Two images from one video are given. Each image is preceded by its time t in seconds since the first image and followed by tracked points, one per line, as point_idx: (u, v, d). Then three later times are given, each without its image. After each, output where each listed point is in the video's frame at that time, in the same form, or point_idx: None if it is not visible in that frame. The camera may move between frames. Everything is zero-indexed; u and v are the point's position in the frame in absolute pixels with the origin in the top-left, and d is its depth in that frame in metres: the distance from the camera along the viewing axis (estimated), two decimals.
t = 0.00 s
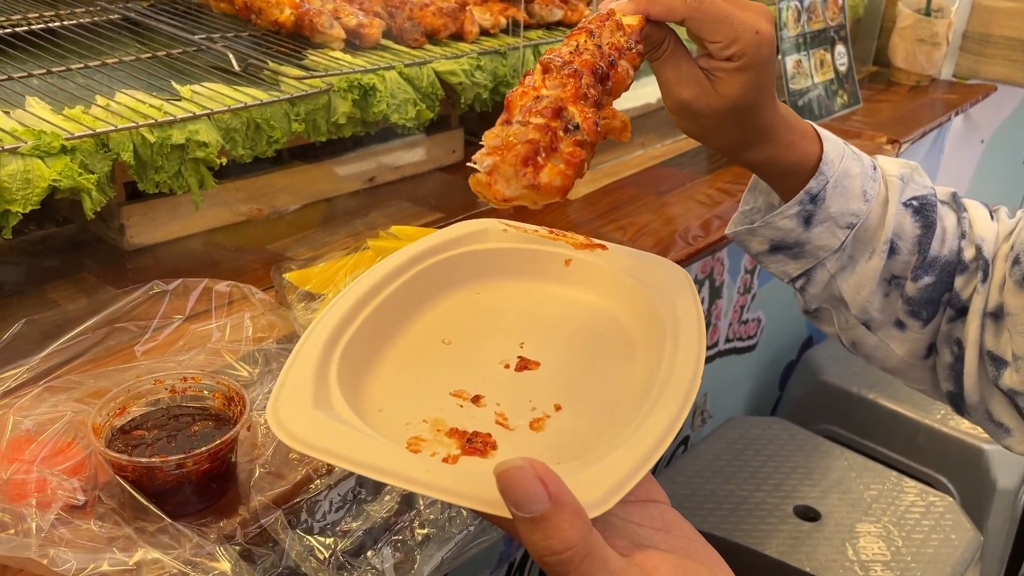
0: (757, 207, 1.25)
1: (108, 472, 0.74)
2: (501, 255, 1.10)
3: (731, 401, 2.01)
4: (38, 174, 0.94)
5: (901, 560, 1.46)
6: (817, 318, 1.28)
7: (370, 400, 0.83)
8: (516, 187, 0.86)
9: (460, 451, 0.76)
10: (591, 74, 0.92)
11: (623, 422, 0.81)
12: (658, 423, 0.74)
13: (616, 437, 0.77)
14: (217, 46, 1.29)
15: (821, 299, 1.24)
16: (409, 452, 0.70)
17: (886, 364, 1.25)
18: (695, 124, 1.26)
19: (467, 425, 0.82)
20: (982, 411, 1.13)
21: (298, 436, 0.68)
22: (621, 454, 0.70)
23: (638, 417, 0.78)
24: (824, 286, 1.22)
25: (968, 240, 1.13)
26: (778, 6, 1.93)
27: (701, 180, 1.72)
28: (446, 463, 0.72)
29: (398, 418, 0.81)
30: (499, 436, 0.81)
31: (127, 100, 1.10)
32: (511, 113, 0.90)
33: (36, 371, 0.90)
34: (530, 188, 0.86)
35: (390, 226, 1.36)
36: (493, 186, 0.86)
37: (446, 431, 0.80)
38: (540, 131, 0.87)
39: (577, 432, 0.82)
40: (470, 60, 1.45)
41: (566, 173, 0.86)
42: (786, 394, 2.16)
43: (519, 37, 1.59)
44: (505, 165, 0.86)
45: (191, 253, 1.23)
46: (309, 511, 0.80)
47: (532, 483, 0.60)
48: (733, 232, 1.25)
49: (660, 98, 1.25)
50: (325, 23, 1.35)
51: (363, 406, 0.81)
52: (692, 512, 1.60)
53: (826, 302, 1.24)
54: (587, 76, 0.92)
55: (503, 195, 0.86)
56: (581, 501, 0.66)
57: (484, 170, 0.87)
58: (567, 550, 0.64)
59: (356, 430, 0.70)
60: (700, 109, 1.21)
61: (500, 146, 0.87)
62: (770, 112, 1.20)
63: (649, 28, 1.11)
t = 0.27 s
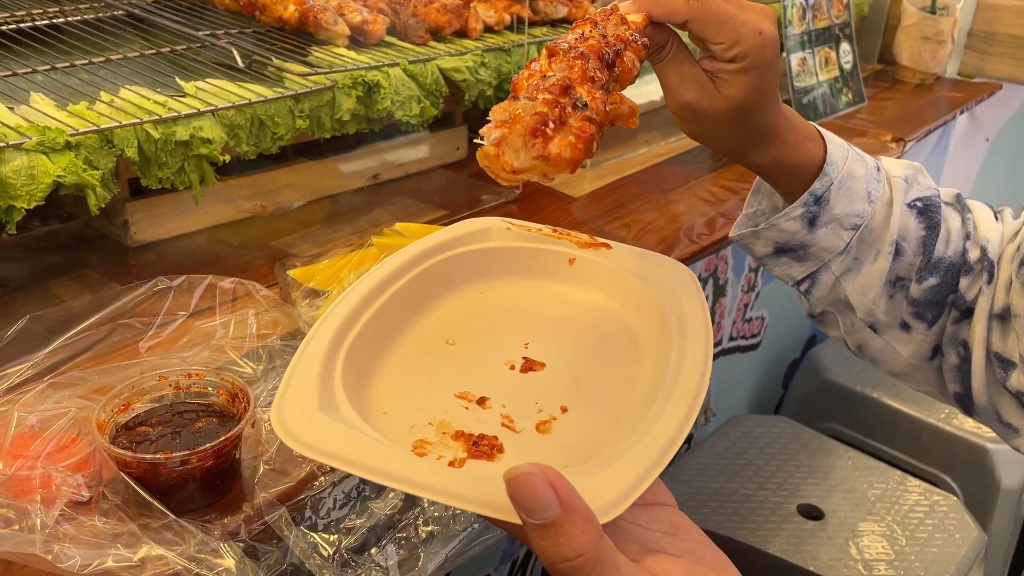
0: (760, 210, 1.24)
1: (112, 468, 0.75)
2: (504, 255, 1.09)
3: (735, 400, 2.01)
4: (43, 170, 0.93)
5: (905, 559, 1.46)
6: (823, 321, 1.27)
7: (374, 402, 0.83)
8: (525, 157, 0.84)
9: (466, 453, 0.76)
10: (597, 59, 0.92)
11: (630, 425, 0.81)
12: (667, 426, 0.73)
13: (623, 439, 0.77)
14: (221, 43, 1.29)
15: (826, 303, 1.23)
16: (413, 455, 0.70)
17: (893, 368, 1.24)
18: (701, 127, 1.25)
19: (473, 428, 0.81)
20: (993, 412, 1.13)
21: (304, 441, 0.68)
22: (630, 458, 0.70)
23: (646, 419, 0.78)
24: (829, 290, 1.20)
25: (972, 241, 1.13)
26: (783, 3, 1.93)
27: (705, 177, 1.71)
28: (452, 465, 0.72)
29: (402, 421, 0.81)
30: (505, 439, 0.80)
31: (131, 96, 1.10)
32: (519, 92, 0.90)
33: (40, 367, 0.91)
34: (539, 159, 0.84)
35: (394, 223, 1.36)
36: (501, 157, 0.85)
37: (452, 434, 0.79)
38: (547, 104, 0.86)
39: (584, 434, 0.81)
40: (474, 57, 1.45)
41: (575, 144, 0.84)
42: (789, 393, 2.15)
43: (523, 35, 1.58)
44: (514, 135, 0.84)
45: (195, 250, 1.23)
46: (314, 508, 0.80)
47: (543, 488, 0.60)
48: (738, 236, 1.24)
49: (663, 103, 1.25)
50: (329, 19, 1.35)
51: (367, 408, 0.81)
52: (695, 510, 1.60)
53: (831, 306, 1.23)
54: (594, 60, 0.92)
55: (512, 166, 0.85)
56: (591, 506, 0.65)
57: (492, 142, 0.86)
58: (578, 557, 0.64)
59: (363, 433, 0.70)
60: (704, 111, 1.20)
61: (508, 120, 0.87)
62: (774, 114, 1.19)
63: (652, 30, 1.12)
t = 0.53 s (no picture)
0: (768, 212, 1.23)
1: (117, 464, 0.75)
2: (509, 255, 1.09)
3: (739, 397, 2.01)
4: (48, 165, 0.94)
5: (909, 557, 1.46)
6: (829, 323, 1.27)
7: (382, 403, 0.82)
8: (534, 170, 0.85)
9: (475, 456, 0.77)
10: (612, 69, 0.92)
11: (639, 426, 0.80)
12: (677, 428, 0.73)
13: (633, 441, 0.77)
14: (227, 39, 1.29)
15: (834, 304, 1.23)
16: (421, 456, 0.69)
17: (900, 372, 1.24)
18: (713, 128, 1.25)
19: (481, 429, 0.81)
20: (1006, 417, 1.12)
21: (313, 442, 0.68)
22: (641, 459, 0.69)
23: (655, 420, 0.77)
24: (837, 291, 1.20)
25: (983, 247, 1.12)
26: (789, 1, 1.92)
27: (710, 175, 1.71)
28: (461, 467, 0.73)
29: (410, 421, 0.81)
30: (513, 440, 0.80)
31: (137, 92, 1.10)
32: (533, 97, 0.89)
33: (46, 362, 0.91)
34: (548, 173, 0.84)
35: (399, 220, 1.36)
36: (511, 168, 0.85)
37: (461, 435, 0.80)
38: (563, 118, 0.86)
39: (593, 435, 0.81)
40: (480, 54, 1.44)
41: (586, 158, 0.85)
42: (793, 391, 2.15)
43: (529, 31, 1.57)
44: (526, 148, 0.85)
45: (199, 246, 1.23)
46: (318, 504, 0.81)
47: (556, 491, 0.60)
48: (745, 238, 1.24)
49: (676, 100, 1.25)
50: (334, 16, 1.34)
51: (375, 409, 0.81)
52: (699, 508, 1.59)
53: (839, 308, 1.23)
54: (609, 68, 0.92)
55: (520, 177, 0.85)
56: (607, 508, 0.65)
57: (504, 150, 0.86)
58: (591, 561, 0.64)
59: (372, 435, 0.70)
60: (717, 112, 1.20)
61: (520, 128, 0.87)
62: (788, 116, 1.17)
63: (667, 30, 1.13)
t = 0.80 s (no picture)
0: (775, 212, 1.24)
1: (119, 461, 0.75)
2: (510, 257, 1.09)
3: (741, 395, 2.00)
4: (50, 162, 0.93)
5: (911, 556, 1.45)
6: (835, 324, 1.27)
7: (385, 407, 0.82)
8: (522, 186, 0.89)
9: (477, 459, 0.76)
10: (617, 82, 0.93)
11: (641, 428, 0.80)
12: (680, 431, 0.73)
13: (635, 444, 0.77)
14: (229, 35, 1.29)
15: (840, 305, 1.22)
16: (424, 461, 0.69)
17: (904, 374, 1.24)
18: (722, 126, 1.21)
19: (483, 432, 0.81)
20: (1007, 422, 1.13)
21: (315, 446, 0.68)
22: (644, 463, 0.69)
23: (657, 423, 0.77)
24: (843, 292, 1.20)
25: (991, 250, 1.12)
26: None
27: (713, 173, 1.70)
28: (464, 473, 0.72)
29: (412, 425, 0.81)
30: (515, 443, 0.80)
31: (140, 89, 1.10)
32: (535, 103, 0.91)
33: (48, 359, 0.91)
34: (537, 191, 0.89)
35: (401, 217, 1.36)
36: (503, 180, 0.89)
37: (462, 439, 0.79)
38: (559, 137, 0.89)
39: (594, 438, 0.81)
40: (482, 51, 1.44)
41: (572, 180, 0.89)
42: (796, 389, 2.15)
43: (532, 28, 1.57)
44: (520, 162, 0.88)
45: (201, 243, 1.23)
46: (320, 502, 0.80)
47: (558, 499, 0.60)
48: (754, 235, 1.24)
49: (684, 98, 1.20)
50: (337, 12, 1.34)
51: (377, 412, 0.81)
52: (701, 506, 1.59)
53: (845, 308, 1.23)
54: (613, 82, 0.93)
55: (509, 191, 0.89)
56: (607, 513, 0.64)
57: (499, 160, 0.90)
58: (593, 566, 0.63)
59: (374, 440, 0.69)
60: (728, 109, 1.16)
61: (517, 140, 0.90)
62: (798, 114, 1.16)
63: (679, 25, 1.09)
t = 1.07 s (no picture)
0: (763, 208, 1.25)
1: (120, 458, 0.75)
2: (496, 259, 1.09)
3: (742, 394, 2.01)
4: (53, 161, 0.94)
5: (911, 555, 1.46)
6: (823, 320, 1.27)
7: (370, 409, 0.82)
8: (501, 167, 0.91)
9: (462, 462, 0.76)
10: (603, 75, 0.95)
11: (626, 428, 0.80)
12: (664, 430, 0.73)
13: (621, 445, 0.77)
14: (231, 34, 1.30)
15: (829, 302, 1.23)
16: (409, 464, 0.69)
17: (893, 371, 1.25)
18: (711, 122, 1.21)
19: (469, 434, 0.81)
20: (997, 420, 1.12)
21: (298, 451, 0.68)
22: (628, 463, 0.69)
23: (643, 423, 0.77)
24: (831, 290, 1.21)
25: (978, 246, 1.13)
26: None
27: (714, 172, 1.71)
28: (450, 476, 0.71)
29: (398, 427, 0.81)
30: (501, 445, 0.80)
31: (142, 88, 1.10)
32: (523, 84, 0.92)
33: (51, 356, 0.91)
34: (514, 174, 0.91)
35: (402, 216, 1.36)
36: (483, 158, 0.90)
37: (448, 442, 0.79)
38: (541, 124, 0.90)
39: (580, 439, 0.81)
40: (484, 50, 1.45)
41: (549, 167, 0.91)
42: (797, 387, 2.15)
43: (534, 27, 1.57)
44: (501, 143, 0.90)
45: (203, 242, 1.24)
46: (320, 499, 0.81)
47: (542, 502, 0.60)
48: (742, 232, 1.24)
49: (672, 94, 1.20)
50: (339, 11, 1.35)
51: (362, 414, 0.80)
52: (701, 505, 1.60)
53: (833, 305, 1.23)
54: (599, 75, 0.94)
55: (486, 170, 0.91)
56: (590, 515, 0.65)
57: (480, 138, 0.91)
58: (577, 569, 0.63)
59: (360, 445, 0.69)
60: (716, 106, 1.16)
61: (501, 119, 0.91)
62: (787, 111, 1.16)
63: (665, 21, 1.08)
